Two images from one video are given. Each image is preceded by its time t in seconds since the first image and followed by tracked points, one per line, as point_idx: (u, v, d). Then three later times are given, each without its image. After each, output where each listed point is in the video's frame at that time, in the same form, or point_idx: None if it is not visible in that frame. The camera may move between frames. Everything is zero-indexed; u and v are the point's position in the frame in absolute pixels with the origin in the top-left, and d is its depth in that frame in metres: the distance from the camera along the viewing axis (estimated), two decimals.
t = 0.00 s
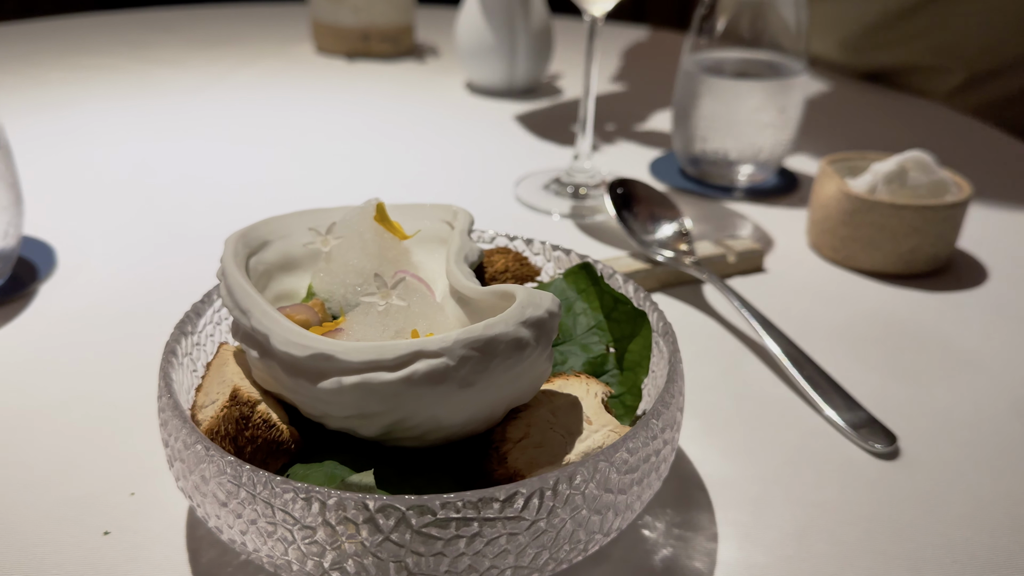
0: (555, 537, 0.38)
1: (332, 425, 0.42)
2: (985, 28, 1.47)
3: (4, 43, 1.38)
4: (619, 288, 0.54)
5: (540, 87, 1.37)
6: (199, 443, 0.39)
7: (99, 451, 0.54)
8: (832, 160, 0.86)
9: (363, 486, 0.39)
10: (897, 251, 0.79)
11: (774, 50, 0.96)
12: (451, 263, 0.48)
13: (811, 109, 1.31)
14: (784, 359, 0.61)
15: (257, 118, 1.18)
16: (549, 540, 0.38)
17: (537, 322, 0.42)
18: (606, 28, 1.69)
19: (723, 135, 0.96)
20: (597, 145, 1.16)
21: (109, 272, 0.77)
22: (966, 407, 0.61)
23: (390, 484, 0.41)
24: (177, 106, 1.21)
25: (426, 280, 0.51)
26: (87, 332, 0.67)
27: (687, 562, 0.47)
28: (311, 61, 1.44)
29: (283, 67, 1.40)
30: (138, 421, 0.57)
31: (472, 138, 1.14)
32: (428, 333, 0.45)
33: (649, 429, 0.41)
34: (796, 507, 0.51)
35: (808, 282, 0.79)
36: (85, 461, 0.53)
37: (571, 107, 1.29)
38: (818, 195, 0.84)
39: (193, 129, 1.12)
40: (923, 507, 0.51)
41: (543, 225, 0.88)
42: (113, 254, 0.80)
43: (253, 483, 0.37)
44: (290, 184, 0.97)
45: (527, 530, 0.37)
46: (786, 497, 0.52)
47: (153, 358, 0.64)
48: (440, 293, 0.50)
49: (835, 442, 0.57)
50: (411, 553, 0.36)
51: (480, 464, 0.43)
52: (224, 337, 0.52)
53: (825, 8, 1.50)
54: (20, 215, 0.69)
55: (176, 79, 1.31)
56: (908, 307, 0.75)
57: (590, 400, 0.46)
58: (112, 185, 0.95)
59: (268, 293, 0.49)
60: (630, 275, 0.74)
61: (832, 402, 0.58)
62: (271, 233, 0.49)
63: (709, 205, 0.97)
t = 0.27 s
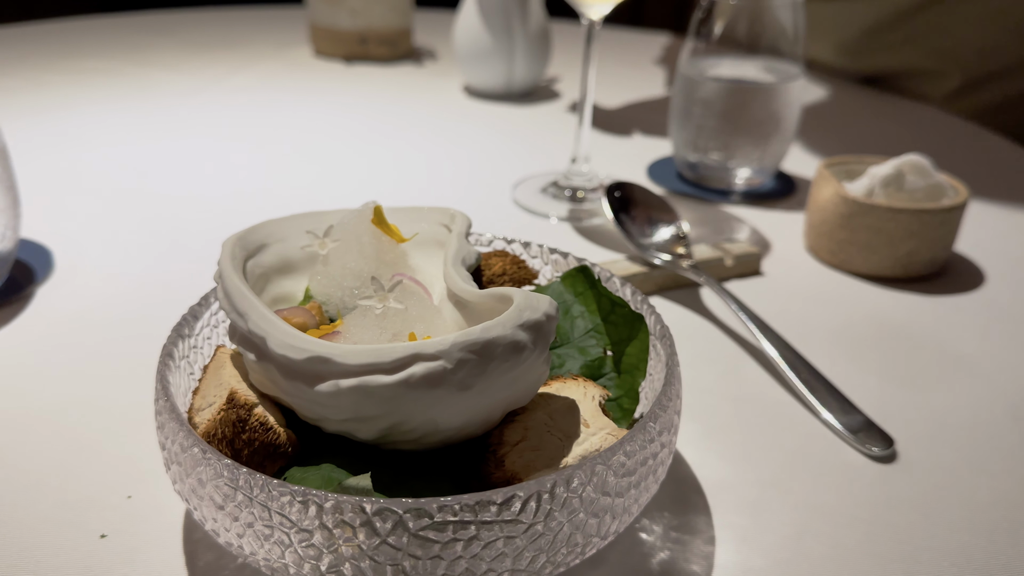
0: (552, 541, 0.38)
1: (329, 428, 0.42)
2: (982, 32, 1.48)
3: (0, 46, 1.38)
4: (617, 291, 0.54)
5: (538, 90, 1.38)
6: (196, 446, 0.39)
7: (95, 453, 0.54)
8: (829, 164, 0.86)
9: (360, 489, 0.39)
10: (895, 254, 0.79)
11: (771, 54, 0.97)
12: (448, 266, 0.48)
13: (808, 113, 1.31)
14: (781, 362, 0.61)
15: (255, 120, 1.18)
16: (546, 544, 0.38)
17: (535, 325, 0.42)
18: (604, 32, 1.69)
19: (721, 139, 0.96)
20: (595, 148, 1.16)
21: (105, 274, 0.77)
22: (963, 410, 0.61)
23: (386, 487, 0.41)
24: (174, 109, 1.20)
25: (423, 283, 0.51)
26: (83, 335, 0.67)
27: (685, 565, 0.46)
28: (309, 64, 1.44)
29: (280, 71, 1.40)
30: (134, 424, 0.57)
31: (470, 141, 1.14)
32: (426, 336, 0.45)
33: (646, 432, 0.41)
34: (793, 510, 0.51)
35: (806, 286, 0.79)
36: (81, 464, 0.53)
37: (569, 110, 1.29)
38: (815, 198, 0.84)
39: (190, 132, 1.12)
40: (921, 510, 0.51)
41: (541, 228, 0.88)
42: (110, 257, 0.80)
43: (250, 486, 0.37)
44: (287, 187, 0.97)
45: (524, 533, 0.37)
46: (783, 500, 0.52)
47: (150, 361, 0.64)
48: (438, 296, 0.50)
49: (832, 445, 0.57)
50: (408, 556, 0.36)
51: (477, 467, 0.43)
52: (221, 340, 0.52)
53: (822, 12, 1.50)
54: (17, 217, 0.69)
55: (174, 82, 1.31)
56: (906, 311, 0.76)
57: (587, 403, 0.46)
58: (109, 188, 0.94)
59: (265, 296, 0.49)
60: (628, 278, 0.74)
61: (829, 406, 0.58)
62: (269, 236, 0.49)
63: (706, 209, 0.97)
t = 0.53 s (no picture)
0: (550, 543, 0.38)
1: (326, 430, 0.42)
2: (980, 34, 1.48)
3: None
4: (615, 293, 0.54)
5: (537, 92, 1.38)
6: (192, 448, 0.38)
7: (91, 455, 0.54)
8: (828, 166, 0.86)
9: (357, 491, 0.39)
10: (893, 256, 0.79)
11: (770, 55, 0.97)
12: (446, 268, 0.47)
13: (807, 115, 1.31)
14: (780, 364, 0.61)
15: (253, 122, 1.18)
16: (544, 546, 0.38)
17: (533, 327, 0.42)
18: (602, 35, 1.69)
19: (719, 141, 0.96)
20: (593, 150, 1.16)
21: (102, 276, 0.76)
22: (962, 412, 0.61)
23: (383, 489, 0.41)
24: (172, 111, 1.20)
25: (421, 284, 0.51)
26: (80, 336, 0.67)
27: (683, 567, 0.46)
28: (307, 66, 1.44)
29: (279, 72, 1.40)
30: (131, 426, 0.56)
31: (468, 143, 1.14)
32: (423, 338, 0.45)
33: (644, 434, 0.40)
34: (792, 513, 0.51)
35: (804, 288, 0.79)
36: (78, 466, 0.53)
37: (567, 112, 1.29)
38: (814, 200, 0.84)
39: (188, 134, 1.12)
40: (920, 513, 0.51)
41: (539, 230, 0.88)
42: (107, 259, 0.79)
43: (246, 488, 0.36)
44: (285, 188, 0.97)
45: (522, 535, 0.37)
46: (782, 503, 0.52)
47: (147, 363, 0.64)
48: (435, 297, 0.50)
49: (831, 447, 0.57)
50: (405, 558, 0.36)
51: (475, 469, 0.43)
52: (218, 342, 0.52)
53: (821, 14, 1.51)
54: (13, 219, 0.69)
55: (172, 84, 1.31)
56: (904, 313, 0.75)
57: (585, 405, 0.46)
58: (106, 189, 0.94)
59: (262, 298, 0.49)
60: (626, 280, 0.74)
61: (828, 408, 0.58)
62: (266, 237, 0.49)
63: (705, 210, 0.97)
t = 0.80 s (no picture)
0: (550, 546, 0.38)
1: (326, 434, 0.42)
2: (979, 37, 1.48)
3: None
4: (614, 296, 0.54)
5: (537, 94, 1.38)
6: (192, 451, 0.38)
7: (92, 458, 0.54)
8: (827, 169, 0.86)
9: (357, 494, 0.39)
10: (892, 259, 0.79)
11: (770, 58, 0.97)
12: (446, 271, 0.47)
13: (806, 117, 1.31)
14: (779, 367, 0.61)
15: (253, 125, 1.18)
16: (543, 549, 0.38)
17: (532, 330, 0.42)
18: (602, 37, 1.70)
19: (718, 144, 0.96)
20: (593, 152, 1.16)
21: (103, 279, 0.76)
22: (962, 415, 0.61)
23: (383, 492, 0.41)
24: (172, 113, 1.20)
25: (420, 288, 0.51)
26: (81, 339, 0.67)
27: (682, 571, 0.46)
28: (307, 69, 1.44)
29: (279, 75, 1.40)
30: (131, 429, 0.57)
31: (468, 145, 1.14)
32: (423, 341, 0.45)
33: (644, 438, 0.41)
34: (790, 515, 0.51)
35: (804, 290, 0.79)
36: (78, 469, 0.53)
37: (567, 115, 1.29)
38: (813, 203, 0.84)
39: (188, 136, 1.12)
40: (919, 516, 0.51)
41: (539, 232, 0.88)
42: (107, 261, 0.80)
43: (246, 492, 0.36)
44: (285, 191, 0.97)
45: (521, 539, 0.37)
46: (781, 505, 0.52)
47: (147, 366, 0.64)
48: (435, 300, 0.50)
49: (830, 450, 0.57)
50: (405, 562, 0.36)
51: (475, 473, 0.43)
52: (218, 345, 0.52)
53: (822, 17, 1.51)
54: (14, 222, 0.69)
55: (172, 86, 1.31)
56: (904, 315, 0.76)
57: (585, 408, 0.46)
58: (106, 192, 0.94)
59: (262, 301, 0.49)
60: (626, 282, 0.74)
61: (827, 411, 0.58)
62: (266, 240, 0.49)
63: (704, 213, 0.97)
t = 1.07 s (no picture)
0: (551, 546, 0.38)
1: (327, 434, 0.42)
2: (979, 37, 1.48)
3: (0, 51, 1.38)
4: (615, 296, 0.54)
5: (537, 95, 1.38)
6: (195, 451, 0.39)
7: (94, 458, 0.54)
8: (828, 169, 0.86)
9: (358, 494, 0.39)
10: (893, 259, 0.79)
11: (770, 58, 0.97)
12: (447, 271, 0.48)
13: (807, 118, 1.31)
14: (780, 367, 0.61)
15: (254, 126, 1.18)
16: (545, 549, 0.38)
17: (533, 330, 0.42)
18: (602, 38, 1.70)
19: (719, 145, 0.96)
20: (593, 153, 1.16)
21: (105, 279, 0.77)
22: (962, 415, 0.61)
23: (385, 492, 0.41)
24: (174, 114, 1.21)
25: (422, 288, 0.51)
26: (82, 340, 0.67)
27: (683, 570, 0.46)
28: (308, 69, 1.44)
29: (280, 76, 1.40)
30: (133, 429, 0.57)
31: (469, 146, 1.14)
32: (424, 341, 0.45)
33: (645, 438, 0.41)
34: (790, 515, 0.51)
35: (805, 291, 0.79)
36: (80, 470, 0.53)
37: (568, 116, 1.29)
38: (814, 203, 0.84)
39: (189, 137, 1.12)
40: (920, 516, 0.51)
41: (539, 233, 0.89)
42: (109, 262, 0.80)
43: (248, 491, 0.37)
44: (286, 192, 0.98)
45: (523, 538, 0.37)
46: (782, 505, 0.52)
47: (148, 366, 0.64)
48: (436, 300, 0.50)
49: (831, 450, 0.57)
50: (407, 561, 0.36)
51: (476, 473, 0.43)
52: (220, 345, 0.52)
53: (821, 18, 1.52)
54: (16, 222, 0.69)
55: (173, 88, 1.32)
56: (904, 316, 0.76)
57: (586, 408, 0.46)
58: (108, 193, 0.95)
59: (264, 301, 0.49)
60: (627, 283, 0.74)
61: (828, 411, 0.58)
62: (267, 241, 0.49)
63: (705, 213, 0.97)
